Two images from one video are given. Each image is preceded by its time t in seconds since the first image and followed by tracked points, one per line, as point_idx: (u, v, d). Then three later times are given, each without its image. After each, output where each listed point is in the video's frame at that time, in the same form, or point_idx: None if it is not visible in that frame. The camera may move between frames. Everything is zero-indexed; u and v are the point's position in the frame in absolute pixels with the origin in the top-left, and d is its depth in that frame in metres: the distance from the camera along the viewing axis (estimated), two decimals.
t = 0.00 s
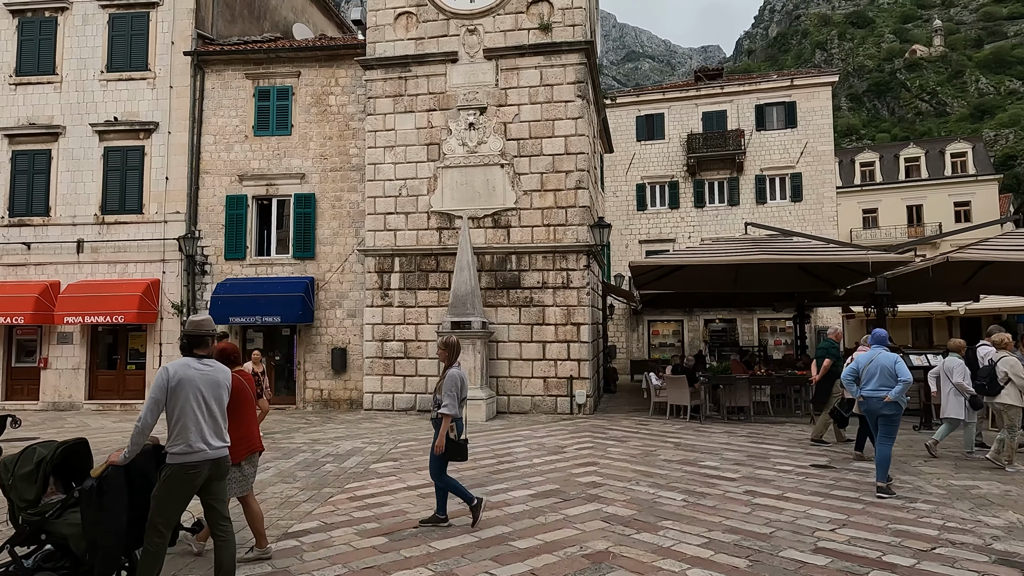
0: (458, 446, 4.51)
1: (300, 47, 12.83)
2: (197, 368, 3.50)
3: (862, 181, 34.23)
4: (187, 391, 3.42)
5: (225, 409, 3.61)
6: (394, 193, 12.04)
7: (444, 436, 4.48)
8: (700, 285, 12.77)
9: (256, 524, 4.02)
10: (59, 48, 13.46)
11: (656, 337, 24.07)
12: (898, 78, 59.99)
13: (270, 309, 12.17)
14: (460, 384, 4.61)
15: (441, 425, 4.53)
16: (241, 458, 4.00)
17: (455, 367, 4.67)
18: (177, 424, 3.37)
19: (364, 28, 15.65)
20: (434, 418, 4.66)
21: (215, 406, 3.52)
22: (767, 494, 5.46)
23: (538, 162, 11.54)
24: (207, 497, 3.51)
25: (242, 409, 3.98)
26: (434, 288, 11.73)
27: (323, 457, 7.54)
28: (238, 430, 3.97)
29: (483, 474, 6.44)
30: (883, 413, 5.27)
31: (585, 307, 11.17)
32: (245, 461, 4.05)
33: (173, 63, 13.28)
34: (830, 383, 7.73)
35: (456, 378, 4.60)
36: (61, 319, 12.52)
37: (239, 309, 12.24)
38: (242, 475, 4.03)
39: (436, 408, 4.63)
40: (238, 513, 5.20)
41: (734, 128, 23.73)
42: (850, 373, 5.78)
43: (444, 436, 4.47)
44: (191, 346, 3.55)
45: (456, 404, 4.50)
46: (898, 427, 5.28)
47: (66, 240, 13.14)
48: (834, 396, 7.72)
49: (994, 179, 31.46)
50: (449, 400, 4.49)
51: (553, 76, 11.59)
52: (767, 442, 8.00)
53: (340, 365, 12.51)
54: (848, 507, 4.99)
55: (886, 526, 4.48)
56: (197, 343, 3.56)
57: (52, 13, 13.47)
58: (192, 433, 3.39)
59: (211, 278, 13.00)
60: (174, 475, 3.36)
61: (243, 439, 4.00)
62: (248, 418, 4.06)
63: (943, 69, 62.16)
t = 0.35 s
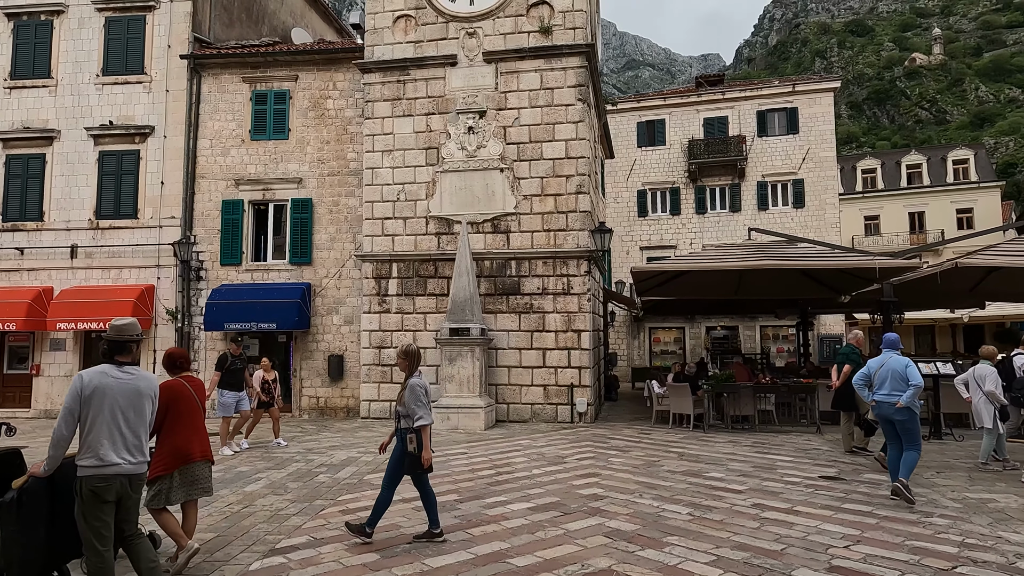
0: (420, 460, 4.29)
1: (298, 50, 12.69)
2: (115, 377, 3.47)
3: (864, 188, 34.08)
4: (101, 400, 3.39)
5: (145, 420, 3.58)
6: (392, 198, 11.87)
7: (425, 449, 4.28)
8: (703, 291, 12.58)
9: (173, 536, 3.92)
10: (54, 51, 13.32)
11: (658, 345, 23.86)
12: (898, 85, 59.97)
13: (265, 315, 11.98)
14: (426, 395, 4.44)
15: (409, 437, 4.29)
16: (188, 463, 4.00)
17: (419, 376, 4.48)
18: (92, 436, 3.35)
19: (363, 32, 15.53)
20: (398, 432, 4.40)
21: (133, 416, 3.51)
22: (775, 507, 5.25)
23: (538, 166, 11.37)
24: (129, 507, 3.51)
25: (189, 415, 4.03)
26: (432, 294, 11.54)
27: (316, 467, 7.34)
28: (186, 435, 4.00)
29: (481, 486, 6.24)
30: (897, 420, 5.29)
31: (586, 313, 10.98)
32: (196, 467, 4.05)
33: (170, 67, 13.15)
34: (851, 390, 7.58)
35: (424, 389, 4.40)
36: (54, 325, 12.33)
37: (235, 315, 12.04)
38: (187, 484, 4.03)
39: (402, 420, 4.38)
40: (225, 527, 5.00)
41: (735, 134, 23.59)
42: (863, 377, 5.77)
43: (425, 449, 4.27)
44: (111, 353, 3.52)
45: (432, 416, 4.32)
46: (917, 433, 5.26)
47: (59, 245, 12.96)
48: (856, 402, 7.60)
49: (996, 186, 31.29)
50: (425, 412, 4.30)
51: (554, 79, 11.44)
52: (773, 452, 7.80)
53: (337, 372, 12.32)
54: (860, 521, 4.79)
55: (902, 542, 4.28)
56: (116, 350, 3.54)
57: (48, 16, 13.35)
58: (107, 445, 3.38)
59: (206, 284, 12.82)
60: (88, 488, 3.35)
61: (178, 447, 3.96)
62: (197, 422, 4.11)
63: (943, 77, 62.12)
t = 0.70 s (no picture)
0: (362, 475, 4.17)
1: (293, 55, 12.54)
2: (32, 394, 3.38)
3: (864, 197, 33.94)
4: (16, 420, 3.30)
5: (66, 437, 3.50)
6: (387, 205, 11.68)
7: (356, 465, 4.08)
8: (704, 300, 12.38)
9: (89, 562, 3.72)
10: (47, 57, 13.17)
11: (658, 353, 23.63)
12: (897, 94, 60.06)
13: (258, 323, 11.76)
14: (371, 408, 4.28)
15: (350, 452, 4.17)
16: (122, 483, 3.77)
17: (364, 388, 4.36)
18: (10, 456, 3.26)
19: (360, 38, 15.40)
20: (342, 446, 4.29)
21: (52, 434, 3.42)
22: (783, 526, 5.01)
23: (537, 173, 11.18)
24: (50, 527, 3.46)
25: (126, 433, 3.83)
26: (429, 302, 11.33)
27: (306, 481, 7.10)
28: (121, 453, 3.79)
29: (476, 502, 6.00)
30: (915, 433, 5.21)
31: (585, 322, 10.77)
32: (134, 488, 3.81)
33: (164, 72, 12.99)
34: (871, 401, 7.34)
35: (367, 402, 4.25)
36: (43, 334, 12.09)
37: (228, 324, 11.84)
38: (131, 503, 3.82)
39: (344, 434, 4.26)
40: (205, 547, 4.75)
41: (735, 141, 23.46)
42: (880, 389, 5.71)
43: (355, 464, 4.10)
44: (28, 369, 3.43)
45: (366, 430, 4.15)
46: (934, 446, 5.20)
47: (50, 253, 12.75)
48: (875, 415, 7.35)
49: (997, 194, 31.16)
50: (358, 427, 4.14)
51: (552, 84, 11.28)
52: (778, 466, 7.57)
53: (332, 382, 12.09)
54: (873, 542, 4.56)
55: (918, 565, 4.05)
56: (34, 366, 3.45)
57: (40, 21, 13.21)
58: (24, 466, 3.29)
59: (199, 292, 12.61)
60: (9, 512, 3.25)
61: (115, 470, 3.75)
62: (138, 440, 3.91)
63: (941, 86, 62.17)
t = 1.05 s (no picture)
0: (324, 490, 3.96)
1: (289, 60, 12.38)
2: None
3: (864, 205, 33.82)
4: None
5: None
6: (384, 210, 11.49)
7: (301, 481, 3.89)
8: (706, 307, 12.17)
9: None
10: (40, 61, 13.00)
11: (658, 362, 23.42)
12: (895, 103, 60.16)
13: (252, 331, 11.54)
14: (319, 418, 4.13)
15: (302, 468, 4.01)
16: (58, 492, 3.70)
17: (315, 399, 4.22)
18: None
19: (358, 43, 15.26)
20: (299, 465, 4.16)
21: None
22: (794, 542, 4.78)
23: (536, 178, 11.00)
24: None
25: (64, 439, 3.76)
26: (426, 309, 11.12)
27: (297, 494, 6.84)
28: (59, 460, 3.73)
29: (473, 516, 5.77)
30: (955, 446, 5.08)
31: (585, 330, 10.55)
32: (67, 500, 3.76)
33: (158, 77, 12.82)
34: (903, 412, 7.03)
35: (312, 413, 4.11)
36: (32, 342, 11.85)
37: (220, 332, 11.61)
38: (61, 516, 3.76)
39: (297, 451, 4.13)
40: (187, 566, 4.51)
41: (736, 148, 23.33)
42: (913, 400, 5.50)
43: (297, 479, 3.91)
44: None
45: (304, 441, 3.98)
46: (969, 461, 5.10)
47: (41, 259, 12.54)
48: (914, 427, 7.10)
49: (997, 202, 31.04)
50: (297, 438, 3.98)
51: (552, 88, 11.12)
52: (786, 479, 7.33)
53: (327, 391, 11.86)
54: (890, 560, 4.33)
55: None
56: None
57: (34, 25, 13.06)
58: None
59: (192, 299, 12.39)
60: None
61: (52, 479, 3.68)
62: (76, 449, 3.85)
63: (938, 96, 62.31)
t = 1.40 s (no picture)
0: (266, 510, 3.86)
1: (287, 67, 12.24)
2: None
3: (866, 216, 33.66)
4: None
5: None
6: (384, 219, 11.30)
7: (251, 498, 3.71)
8: (711, 318, 11.95)
9: None
10: (37, 68, 12.86)
11: (660, 373, 23.19)
12: (894, 115, 60.23)
13: (248, 341, 11.31)
14: (271, 434, 3.95)
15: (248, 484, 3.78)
16: (2, 516, 3.57)
17: (265, 413, 4.01)
18: None
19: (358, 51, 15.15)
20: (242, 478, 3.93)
21: None
22: (811, 565, 4.54)
23: (538, 186, 10.82)
24: None
25: (10, 457, 3.63)
26: (425, 319, 10.90)
27: (290, 511, 6.60)
28: (5, 480, 3.60)
29: (473, 536, 5.53)
30: (995, 460, 4.89)
31: (588, 341, 10.34)
32: (13, 520, 3.64)
33: (156, 83, 12.68)
34: (935, 428, 6.75)
35: (267, 427, 3.94)
36: (24, 352, 11.62)
37: (216, 342, 11.38)
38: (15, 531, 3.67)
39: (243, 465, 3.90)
40: None
41: (738, 158, 23.21)
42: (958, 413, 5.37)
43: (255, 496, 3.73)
44: None
45: (265, 457, 3.79)
46: (1013, 478, 4.87)
47: (35, 268, 12.34)
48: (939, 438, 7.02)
49: (1000, 213, 30.89)
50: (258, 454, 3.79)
51: (554, 95, 10.96)
52: (797, 495, 7.09)
53: (324, 403, 11.62)
54: None
55: None
56: None
57: (31, 32, 12.94)
58: None
59: (187, 308, 12.18)
60: None
61: None
62: (22, 468, 3.71)
63: (937, 107, 62.38)
